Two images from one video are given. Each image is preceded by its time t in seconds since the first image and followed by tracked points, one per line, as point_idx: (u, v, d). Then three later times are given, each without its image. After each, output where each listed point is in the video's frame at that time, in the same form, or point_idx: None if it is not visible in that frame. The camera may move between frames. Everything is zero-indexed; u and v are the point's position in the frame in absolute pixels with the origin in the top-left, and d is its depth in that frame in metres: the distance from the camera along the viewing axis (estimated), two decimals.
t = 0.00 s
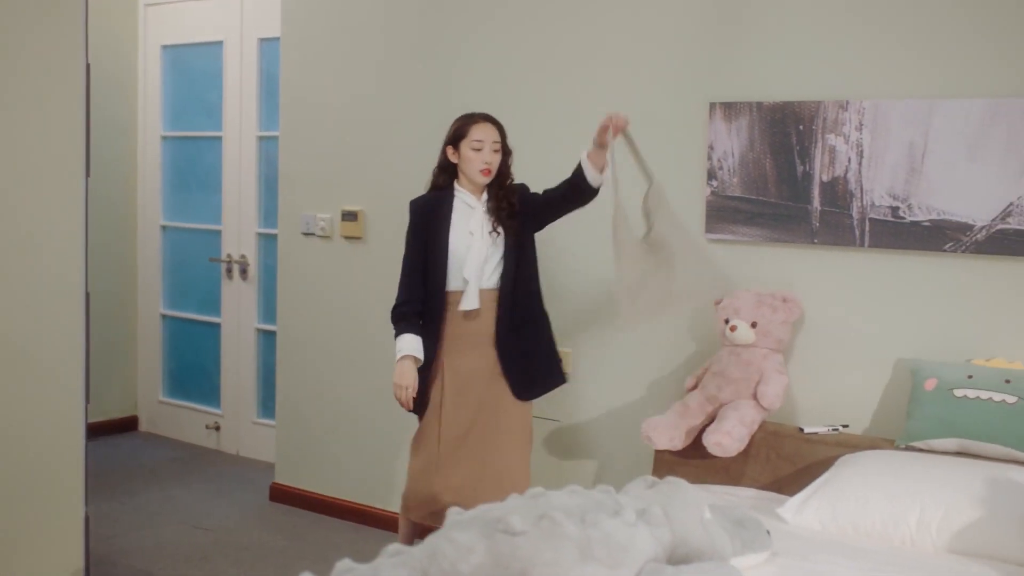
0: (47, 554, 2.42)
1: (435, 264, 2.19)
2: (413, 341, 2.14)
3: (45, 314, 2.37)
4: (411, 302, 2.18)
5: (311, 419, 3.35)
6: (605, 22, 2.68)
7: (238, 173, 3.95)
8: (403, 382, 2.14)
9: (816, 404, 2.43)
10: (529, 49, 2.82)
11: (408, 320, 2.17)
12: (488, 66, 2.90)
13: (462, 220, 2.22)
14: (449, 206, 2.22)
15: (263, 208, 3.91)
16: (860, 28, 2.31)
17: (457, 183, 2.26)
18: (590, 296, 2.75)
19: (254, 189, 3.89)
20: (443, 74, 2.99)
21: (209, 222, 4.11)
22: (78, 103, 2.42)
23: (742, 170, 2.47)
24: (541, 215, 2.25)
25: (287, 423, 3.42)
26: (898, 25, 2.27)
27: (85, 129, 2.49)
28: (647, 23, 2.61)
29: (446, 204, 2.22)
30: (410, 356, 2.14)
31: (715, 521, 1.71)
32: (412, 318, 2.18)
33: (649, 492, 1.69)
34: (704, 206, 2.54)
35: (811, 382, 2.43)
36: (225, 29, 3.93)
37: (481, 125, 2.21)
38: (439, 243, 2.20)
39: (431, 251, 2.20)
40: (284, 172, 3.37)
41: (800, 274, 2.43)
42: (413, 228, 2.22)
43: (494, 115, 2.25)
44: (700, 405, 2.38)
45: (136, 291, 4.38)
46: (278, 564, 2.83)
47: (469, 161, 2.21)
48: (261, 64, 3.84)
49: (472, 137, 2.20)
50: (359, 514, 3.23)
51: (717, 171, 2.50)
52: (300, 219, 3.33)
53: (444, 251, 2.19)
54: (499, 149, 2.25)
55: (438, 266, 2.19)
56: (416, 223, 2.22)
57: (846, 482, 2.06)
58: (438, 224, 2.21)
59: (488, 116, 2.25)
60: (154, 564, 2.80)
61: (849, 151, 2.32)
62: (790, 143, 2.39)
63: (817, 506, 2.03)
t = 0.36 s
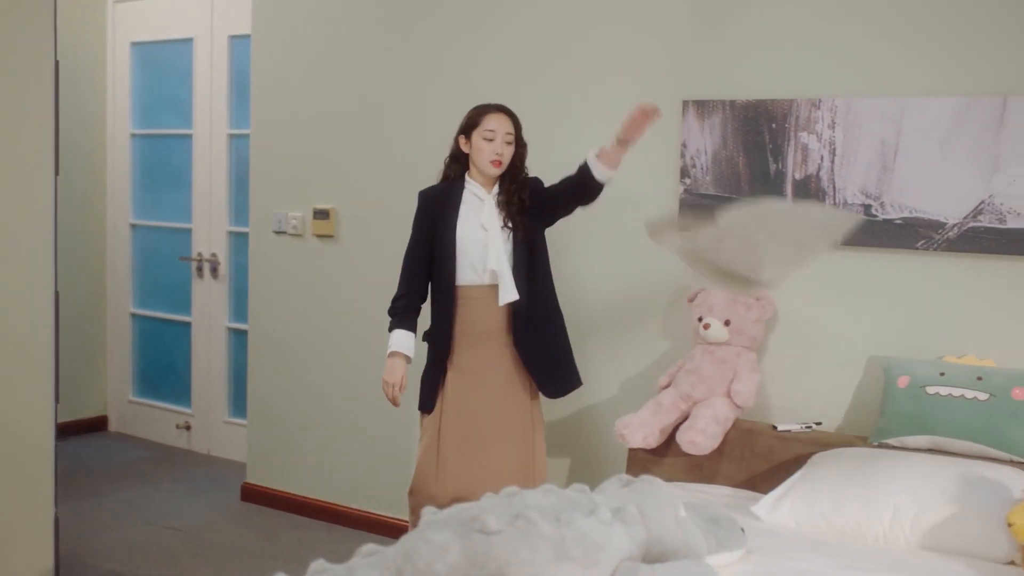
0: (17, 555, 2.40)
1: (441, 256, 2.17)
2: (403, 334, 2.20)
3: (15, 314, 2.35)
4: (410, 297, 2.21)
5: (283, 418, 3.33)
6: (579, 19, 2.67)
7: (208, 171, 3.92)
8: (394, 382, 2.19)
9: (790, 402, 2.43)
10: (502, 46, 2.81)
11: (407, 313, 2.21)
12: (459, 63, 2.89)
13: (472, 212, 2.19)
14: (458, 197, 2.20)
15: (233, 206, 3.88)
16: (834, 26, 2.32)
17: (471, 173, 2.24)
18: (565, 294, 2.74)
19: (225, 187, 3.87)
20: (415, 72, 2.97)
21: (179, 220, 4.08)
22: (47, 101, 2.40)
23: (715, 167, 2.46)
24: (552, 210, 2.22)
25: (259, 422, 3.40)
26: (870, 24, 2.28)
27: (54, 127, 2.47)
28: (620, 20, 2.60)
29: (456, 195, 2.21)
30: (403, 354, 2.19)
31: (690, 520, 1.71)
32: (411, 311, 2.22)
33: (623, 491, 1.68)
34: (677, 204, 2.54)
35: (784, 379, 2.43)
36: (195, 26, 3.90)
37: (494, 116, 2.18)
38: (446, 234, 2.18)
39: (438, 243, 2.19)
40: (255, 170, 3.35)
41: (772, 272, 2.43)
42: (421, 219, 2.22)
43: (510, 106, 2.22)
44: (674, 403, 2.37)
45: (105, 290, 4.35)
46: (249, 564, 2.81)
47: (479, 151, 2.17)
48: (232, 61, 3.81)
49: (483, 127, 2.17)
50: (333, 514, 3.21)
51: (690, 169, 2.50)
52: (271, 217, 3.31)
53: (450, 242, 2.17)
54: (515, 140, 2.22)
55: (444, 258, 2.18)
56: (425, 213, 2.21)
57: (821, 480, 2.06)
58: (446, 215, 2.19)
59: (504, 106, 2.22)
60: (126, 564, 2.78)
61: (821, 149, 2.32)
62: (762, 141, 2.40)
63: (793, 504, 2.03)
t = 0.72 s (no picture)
0: None
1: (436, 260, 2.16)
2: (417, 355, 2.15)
3: None
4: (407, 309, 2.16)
5: (259, 418, 3.31)
6: (555, 17, 2.66)
7: (182, 169, 3.90)
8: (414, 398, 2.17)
9: (767, 400, 2.43)
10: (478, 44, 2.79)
11: (407, 330, 2.16)
12: (435, 61, 2.87)
13: (465, 220, 2.22)
14: (449, 200, 2.21)
15: (208, 204, 3.86)
16: (811, 25, 2.32)
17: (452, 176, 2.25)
18: (542, 293, 2.74)
19: (199, 185, 3.85)
20: (391, 69, 2.96)
21: (153, 219, 4.05)
22: (19, 99, 2.38)
23: (693, 165, 2.46)
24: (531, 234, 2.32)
25: (235, 422, 3.38)
26: (847, 22, 2.28)
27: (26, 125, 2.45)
28: (597, 18, 2.60)
29: (444, 196, 2.21)
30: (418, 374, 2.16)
31: (670, 518, 1.74)
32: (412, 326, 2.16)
33: (604, 489, 1.72)
34: (655, 202, 2.54)
35: (761, 377, 2.44)
36: (169, 23, 3.88)
37: (477, 116, 2.21)
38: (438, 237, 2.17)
39: (429, 247, 2.18)
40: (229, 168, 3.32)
41: (750, 269, 2.43)
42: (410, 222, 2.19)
43: (488, 107, 2.26)
44: (652, 401, 2.37)
45: (78, 289, 4.32)
46: (225, 565, 2.80)
47: (465, 152, 2.20)
48: (206, 59, 3.79)
49: (469, 127, 2.20)
50: (311, 513, 3.20)
51: (667, 167, 2.50)
52: (245, 215, 3.29)
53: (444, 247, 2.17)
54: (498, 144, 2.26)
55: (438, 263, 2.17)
56: (413, 216, 2.18)
57: (799, 478, 2.06)
58: (437, 217, 2.18)
59: (482, 107, 2.25)
60: (102, 565, 2.77)
61: (798, 147, 2.33)
62: (739, 139, 2.40)
63: (771, 501, 2.03)
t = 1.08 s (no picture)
0: None
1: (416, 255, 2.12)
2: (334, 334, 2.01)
3: None
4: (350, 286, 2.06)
5: (238, 418, 3.30)
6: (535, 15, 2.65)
7: (160, 167, 3.87)
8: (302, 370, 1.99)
9: (748, 399, 2.44)
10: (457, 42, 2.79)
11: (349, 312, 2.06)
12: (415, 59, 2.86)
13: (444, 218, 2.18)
14: (426, 196, 2.17)
15: (186, 203, 3.84)
16: (792, 24, 2.32)
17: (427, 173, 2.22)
18: (523, 292, 2.73)
19: (177, 184, 3.83)
20: (370, 67, 2.94)
21: (131, 217, 4.03)
22: None
23: (674, 164, 2.46)
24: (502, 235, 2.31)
25: (213, 422, 3.36)
26: (828, 21, 2.28)
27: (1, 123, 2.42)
28: (578, 16, 2.59)
29: (420, 192, 2.16)
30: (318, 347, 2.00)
31: (653, 518, 1.73)
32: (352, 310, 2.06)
33: (587, 489, 1.72)
34: (635, 200, 2.54)
35: (742, 375, 2.44)
36: (146, 20, 3.85)
37: (459, 113, 2.20)
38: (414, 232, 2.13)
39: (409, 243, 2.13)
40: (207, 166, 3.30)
41: (731, 268, 2.43)
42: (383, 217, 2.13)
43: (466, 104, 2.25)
44: (634, 400, 2.36)
45: (54, 288, 4.29)
46: (205, 566, 2.78)
47: (446, 147, 2.18)
48: (183, 56, 3.77)
49: (452, 123, 2.18)
50: (290, 514, 3.18)
51: (648, 165, 2.49)
52: (223, 214, 3.27)
53: (425, 243, 2.12)
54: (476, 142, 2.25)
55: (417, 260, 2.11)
56: (387, 211, 2.13)
57: (780, 476, 2.06)
58: (415, 213, 2.13)
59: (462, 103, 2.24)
60: (81, 566, 2.75)
61: (779, 145, 2.33)
62: (720, 137, 2.40)
63: (753, 500, 2.03)
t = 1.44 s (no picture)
0: None
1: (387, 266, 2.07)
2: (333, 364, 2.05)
3: None
4: (333, 317, 2.05)
5: (223, 417, 3.28)
6: (522, 13, 2.65)
7: (144, 165, 3.86)
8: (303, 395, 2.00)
9: (736, 398, 2.44)
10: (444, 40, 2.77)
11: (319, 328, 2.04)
12: (401, 57, 2.85)
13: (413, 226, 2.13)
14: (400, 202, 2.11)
15: (170, 201, 3.82)
16: (780, 22, 2.32)
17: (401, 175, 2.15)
18: (510, 290, 2.72)
19: (161, 182, 3.81)
20: (355, 65, 2.93)
21: (114, 216, 4.01)
22: None
23: (661, 162, 2.46)
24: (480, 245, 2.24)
25: (198, 421, 3.35)
26: (815, 18, 2.28)
27: None
28: (565, 14, 2.58)
29: (395, 197, 2.11)
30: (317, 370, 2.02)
31: (642, 517, 1.73)
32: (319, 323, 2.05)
33: (577, 489, 1.72)
34: (623, 198, 2.53)
35: (730, 374, 2.44)
36: (129, 18, 3.83)
37: (440, 119, 2.13)
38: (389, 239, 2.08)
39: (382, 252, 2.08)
40: (192, 165, 3.29)
41: (718, 266, 2.43)
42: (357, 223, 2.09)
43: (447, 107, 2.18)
44: (621, 399, 2.36)
45: (38, 287, 4.26)
46: (190, 566, 2.77)
47: (424, 153, 2.12)
48: (168, 54, 3.75)
49: (432, 129, 2.12)
50: (277, 513, 3.17)
51: (636, 163, 2.49)
52: (209, 212, 3.25)
53: (398, 249, 2.07)
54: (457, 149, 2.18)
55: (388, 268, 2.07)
56: (360, 218, 2.09)
57: (768, 475, 2.06)
58: (388, 219, 2.09)
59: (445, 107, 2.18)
60: (65, 566, 2.74)
61: (767, 143, 2.33)
62: (708, 135, 2.39)
63: (742, 499, 2.03)
